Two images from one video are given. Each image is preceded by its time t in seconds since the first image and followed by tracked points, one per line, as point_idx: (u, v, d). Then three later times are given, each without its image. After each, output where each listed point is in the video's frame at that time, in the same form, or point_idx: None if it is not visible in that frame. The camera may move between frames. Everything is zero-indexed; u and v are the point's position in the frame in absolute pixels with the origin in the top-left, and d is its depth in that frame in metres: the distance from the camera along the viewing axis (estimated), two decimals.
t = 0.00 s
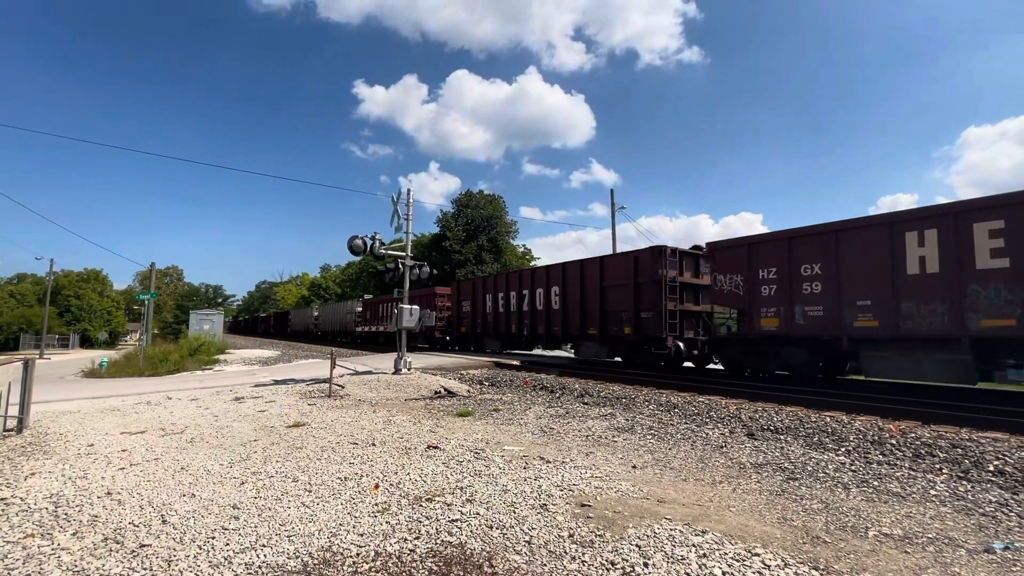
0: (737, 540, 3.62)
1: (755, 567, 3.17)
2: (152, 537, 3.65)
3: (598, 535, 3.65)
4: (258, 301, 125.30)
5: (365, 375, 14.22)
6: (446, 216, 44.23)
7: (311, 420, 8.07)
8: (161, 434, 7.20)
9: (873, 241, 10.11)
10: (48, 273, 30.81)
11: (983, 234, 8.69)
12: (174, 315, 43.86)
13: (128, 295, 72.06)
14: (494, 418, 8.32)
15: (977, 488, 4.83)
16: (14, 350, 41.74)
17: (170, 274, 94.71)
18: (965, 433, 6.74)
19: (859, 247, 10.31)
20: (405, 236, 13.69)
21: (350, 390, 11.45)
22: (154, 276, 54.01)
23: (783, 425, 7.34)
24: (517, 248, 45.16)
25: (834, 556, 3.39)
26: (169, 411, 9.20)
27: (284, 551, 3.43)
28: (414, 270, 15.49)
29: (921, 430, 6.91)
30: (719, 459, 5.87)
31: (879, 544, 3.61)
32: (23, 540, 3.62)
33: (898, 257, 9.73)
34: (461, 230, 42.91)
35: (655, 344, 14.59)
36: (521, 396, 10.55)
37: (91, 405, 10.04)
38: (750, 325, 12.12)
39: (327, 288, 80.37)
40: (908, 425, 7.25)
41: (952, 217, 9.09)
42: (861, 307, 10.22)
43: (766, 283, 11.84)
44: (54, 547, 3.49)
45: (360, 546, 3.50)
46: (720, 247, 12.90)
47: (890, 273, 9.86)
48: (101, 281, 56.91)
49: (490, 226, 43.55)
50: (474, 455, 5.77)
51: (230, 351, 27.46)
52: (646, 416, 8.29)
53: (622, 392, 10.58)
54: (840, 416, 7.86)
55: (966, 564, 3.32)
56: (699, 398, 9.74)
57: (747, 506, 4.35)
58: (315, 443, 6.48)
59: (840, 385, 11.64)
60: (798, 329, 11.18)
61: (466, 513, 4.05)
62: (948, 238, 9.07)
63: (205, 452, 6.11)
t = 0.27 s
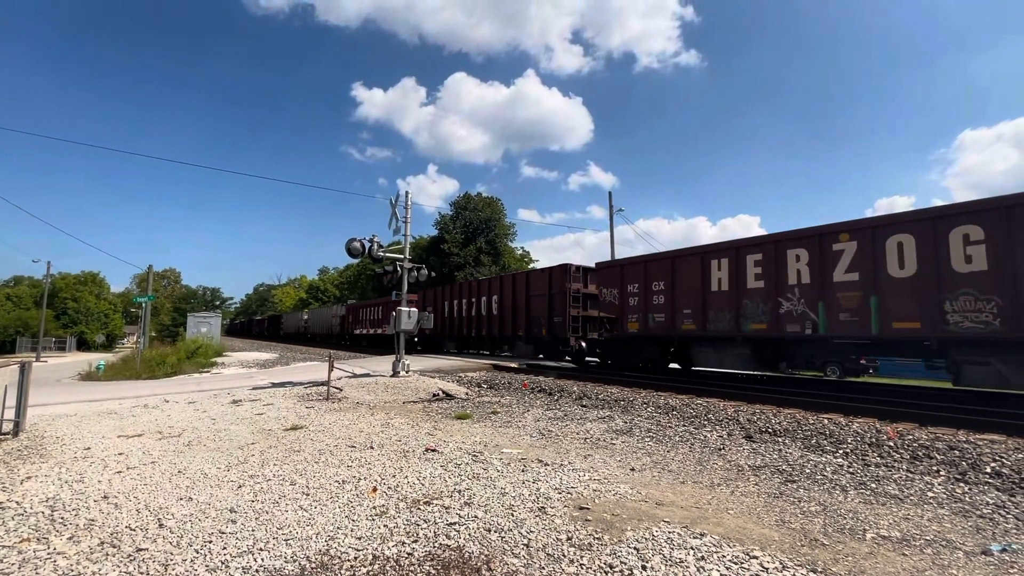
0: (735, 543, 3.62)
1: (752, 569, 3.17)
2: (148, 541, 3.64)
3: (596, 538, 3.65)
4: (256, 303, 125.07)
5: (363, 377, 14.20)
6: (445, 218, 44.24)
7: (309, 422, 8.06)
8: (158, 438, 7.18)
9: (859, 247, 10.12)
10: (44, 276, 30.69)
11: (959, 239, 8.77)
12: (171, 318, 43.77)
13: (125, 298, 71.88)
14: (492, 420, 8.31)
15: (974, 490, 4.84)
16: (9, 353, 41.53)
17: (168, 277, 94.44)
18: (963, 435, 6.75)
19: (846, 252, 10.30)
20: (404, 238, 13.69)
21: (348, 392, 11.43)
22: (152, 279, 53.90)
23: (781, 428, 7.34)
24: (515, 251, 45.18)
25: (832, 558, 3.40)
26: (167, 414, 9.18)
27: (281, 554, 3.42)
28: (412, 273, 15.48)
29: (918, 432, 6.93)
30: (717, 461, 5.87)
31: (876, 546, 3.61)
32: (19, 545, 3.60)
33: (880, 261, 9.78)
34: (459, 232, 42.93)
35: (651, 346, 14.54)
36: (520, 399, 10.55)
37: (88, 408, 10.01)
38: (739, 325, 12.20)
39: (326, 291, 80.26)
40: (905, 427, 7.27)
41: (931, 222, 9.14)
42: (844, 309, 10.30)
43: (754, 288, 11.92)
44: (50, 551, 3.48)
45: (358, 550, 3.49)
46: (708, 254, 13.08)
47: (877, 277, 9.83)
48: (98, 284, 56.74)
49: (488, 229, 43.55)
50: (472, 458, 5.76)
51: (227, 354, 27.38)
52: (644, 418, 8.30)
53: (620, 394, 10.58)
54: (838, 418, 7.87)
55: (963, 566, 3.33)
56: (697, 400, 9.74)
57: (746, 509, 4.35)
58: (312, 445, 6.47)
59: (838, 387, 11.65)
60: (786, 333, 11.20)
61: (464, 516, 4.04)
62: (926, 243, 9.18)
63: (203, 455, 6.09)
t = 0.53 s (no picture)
0: (734, 544, 3.62)
1: (752, 571, 3.17)
2: (146, 544, 3.63)
3: (596, 540, 3.64)
4: (254, 306, 124.93)
5: (361, 380, 14.18)
6: (443, 220, 44.24)
7: (307, 425, 8.05)
8: (156, 440, 7.16)
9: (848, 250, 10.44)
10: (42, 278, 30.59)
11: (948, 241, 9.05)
12: (169, 320, 43.70)
13: (123, 300, 71.76)
14: (491, 423, 8.31)
15: (973, 491, 4.85)
16: (7, 355, 41.38)
17: (166, 279, 94.22)
18: (961, 436, 6.78)
19: (837, 254, 10.63)
20: (402, 241, 13.67)
21: (346, 395, 11.42)
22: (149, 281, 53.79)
23: (780, 429, 7.35)
24: (514, 253, 45.20)
25: (831, 560, 3.40)
26: (164, 417, 9.15)
27: (280, 557, 3.41)
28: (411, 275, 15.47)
29: (917, 433, 6.93)
30: (716, 463, 5.87)
31: (875, 548, 3.62)
32: (16, 548, 3.58)
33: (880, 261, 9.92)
34: (458, 235, 42.94)
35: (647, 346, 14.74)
36: (518, 401, 10.55)
37: (85, 411, 9.97)
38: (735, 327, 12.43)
39: (324, 293, 80.20)
40: (903, 428, 7.28)
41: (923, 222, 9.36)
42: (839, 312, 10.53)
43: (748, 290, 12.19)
44: (48, 555, 3.46)
45: (358, 553, 3.48)
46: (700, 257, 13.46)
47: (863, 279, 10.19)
48: (96, 286, 56.60)
49: (487, 231, 43.56)
50: (471, 460, 5.76)
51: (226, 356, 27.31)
52: (643, 420, 8.29)
53: (619, 397, 10.59)
54: (836, 420, 7.88)
55: (961, 567, 3.33)
56: (696, 402, 9.75)
57: (745, 511, 4.35)
58: (311, 448, 6.46)
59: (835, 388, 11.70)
60: (773, 333, 11.59)
61: (464, 518, 4.04)
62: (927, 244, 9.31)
63: (201, 458, 6.08)
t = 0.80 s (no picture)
0: (733, 546, 3.61)
1: (751, 573, 3.17)
2: (144, 547, 3.62)
3: (594, 542, 3.64)
4: (253, 307, 124.77)
5: (360, 381, 14.16)
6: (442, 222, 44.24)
7: (306, 427, 8.03)
8: (154, 443, 7.14)
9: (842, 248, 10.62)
10: (40, 280, 30.50)
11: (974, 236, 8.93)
12: (167, 322, 43.63)
13: (122, 302, 71.64)
14: (489, 424, 8.30)
15: (971, 492, 4.86)
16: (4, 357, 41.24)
17: (164, 281, 94.06)
18: (960, 437, 6.78)
19: (837, 253, 10.72)
20: (401, 242, 13.66)
21: (345, 397, 11.41)
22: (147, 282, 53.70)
23: (779, 431, 7.35)
24: (513, 254, 45.21)
25: (830, 561, 3.40)
26: (162, 419, 9.13)
27: (278, 560, 3.40)
28: (410, 276, 15.46)
29: (916, 434, 6.93)
30: (715, 464, 5.87)
31: (874, 549, 3.61)
32: (13, 552, 3.57)
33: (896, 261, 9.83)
34: (457, 236, 42.93)
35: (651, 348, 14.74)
36: (517, 402, 10.54)
37: (82, 414, 9.95)
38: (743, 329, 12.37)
39: (323, 294, 80.14)
40: (902, 429, 7.29)
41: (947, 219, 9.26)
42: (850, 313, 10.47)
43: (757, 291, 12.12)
44: (45, 558, 3.45)
45: (356, 555, 3.47)
46: (691, 258, 13.87)
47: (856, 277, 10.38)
48: (94, 288, 56.48)
49: (486, 232, 43.55)
50: (470, 462, 5.75)
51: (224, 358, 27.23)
52: (642, 422, 8.29)
53: (618, 398, 10.59)
54: (835, 421, 7.89)
55: (960, 568, 3.33)
56: (695, 403, 9.76)
57: (744, 512, 4.34)
58: (309, 450, 6.45)
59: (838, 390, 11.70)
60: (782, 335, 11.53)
61: (462, 520, 4.03)
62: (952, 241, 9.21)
63: (199, 460, 6.06)
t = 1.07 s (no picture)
0: (732, 546, 3.61)
1: (749, 573, 3.17)
2: (142, 548, 3.61)
3: (593, 542, 3.63)
4: (252, 308, 124.55)
5: (359, 382, 14.16)
6: (441, 222, 44.23)
7: (305, 428, 8.01)
8: (152, 444, 7.13)
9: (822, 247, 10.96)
10: (37, 281, 30.36)
11: (959, 237, 9.04)
12: (166, 323, 43.56)
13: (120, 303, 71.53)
14: (489, 425, 8.29)
15: (970, 491, 4.87)
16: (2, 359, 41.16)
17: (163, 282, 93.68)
18: (958, 437, 6.80)
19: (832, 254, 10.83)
20: (401, 243, 13.65)
21: (344, 397, 11.40)
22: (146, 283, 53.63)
23: (778, 430, 7.36)
24: (512, 255, 45.22)
25: (829, 561, 3.40)
26: (161, 420, 9.11)
27: (277, 561, 3.40)
28: (409, 277, 15.45)
29: (913, 434, 6.95)
30: (714, 464, 5.87)
31: (873, 549, 3.62)
32: (11, 553, 3.56)
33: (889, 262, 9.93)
34: (456, 237, 42.93)
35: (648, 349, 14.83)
36: (517, 403, 10.54)
37: (80, 415, 9.93)
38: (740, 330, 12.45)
39: (322, 295, 80.08)
40: (901, 429, 7.31)
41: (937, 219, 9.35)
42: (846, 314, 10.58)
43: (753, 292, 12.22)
44: (43, 559, 3.44)
45: (354, 556, 3.47)
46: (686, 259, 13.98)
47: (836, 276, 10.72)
48: (92, 289, 56.35)
49: (485, 233, 43.56)
50: (469, 463, 5.75)
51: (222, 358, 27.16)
52: (641, 422, 8.29)
53: (617, 398, 10.60)
54: (833, 421, 7.91)
55: (959, 568, 3.34)
56: (694, 403, 9.78)
57: (743, 512, 4.35)
58: (309, 451, 6.44)
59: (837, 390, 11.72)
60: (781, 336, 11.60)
61: (461, 521, 4.03)
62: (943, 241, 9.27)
63: (197, 461, 6.05)
